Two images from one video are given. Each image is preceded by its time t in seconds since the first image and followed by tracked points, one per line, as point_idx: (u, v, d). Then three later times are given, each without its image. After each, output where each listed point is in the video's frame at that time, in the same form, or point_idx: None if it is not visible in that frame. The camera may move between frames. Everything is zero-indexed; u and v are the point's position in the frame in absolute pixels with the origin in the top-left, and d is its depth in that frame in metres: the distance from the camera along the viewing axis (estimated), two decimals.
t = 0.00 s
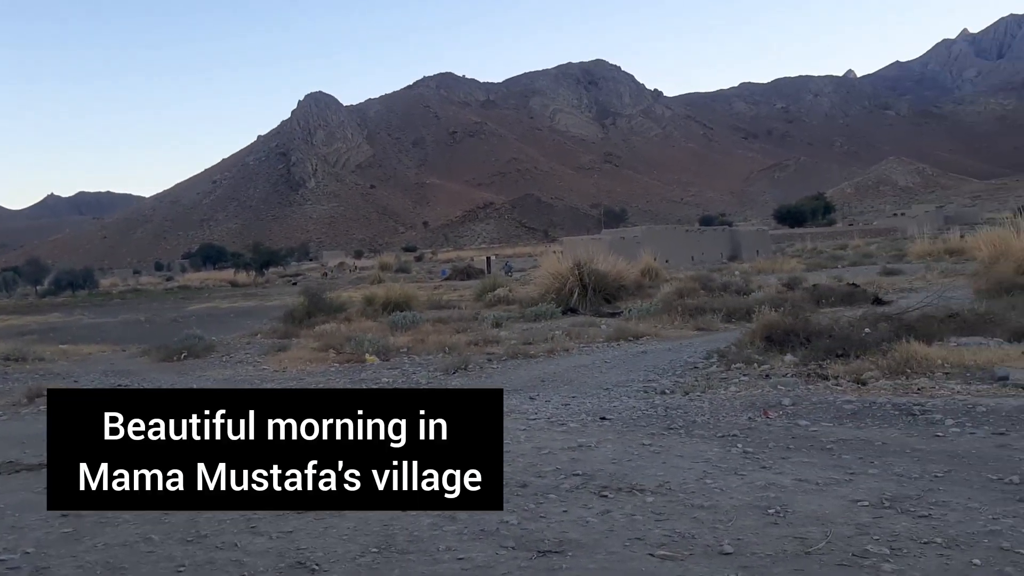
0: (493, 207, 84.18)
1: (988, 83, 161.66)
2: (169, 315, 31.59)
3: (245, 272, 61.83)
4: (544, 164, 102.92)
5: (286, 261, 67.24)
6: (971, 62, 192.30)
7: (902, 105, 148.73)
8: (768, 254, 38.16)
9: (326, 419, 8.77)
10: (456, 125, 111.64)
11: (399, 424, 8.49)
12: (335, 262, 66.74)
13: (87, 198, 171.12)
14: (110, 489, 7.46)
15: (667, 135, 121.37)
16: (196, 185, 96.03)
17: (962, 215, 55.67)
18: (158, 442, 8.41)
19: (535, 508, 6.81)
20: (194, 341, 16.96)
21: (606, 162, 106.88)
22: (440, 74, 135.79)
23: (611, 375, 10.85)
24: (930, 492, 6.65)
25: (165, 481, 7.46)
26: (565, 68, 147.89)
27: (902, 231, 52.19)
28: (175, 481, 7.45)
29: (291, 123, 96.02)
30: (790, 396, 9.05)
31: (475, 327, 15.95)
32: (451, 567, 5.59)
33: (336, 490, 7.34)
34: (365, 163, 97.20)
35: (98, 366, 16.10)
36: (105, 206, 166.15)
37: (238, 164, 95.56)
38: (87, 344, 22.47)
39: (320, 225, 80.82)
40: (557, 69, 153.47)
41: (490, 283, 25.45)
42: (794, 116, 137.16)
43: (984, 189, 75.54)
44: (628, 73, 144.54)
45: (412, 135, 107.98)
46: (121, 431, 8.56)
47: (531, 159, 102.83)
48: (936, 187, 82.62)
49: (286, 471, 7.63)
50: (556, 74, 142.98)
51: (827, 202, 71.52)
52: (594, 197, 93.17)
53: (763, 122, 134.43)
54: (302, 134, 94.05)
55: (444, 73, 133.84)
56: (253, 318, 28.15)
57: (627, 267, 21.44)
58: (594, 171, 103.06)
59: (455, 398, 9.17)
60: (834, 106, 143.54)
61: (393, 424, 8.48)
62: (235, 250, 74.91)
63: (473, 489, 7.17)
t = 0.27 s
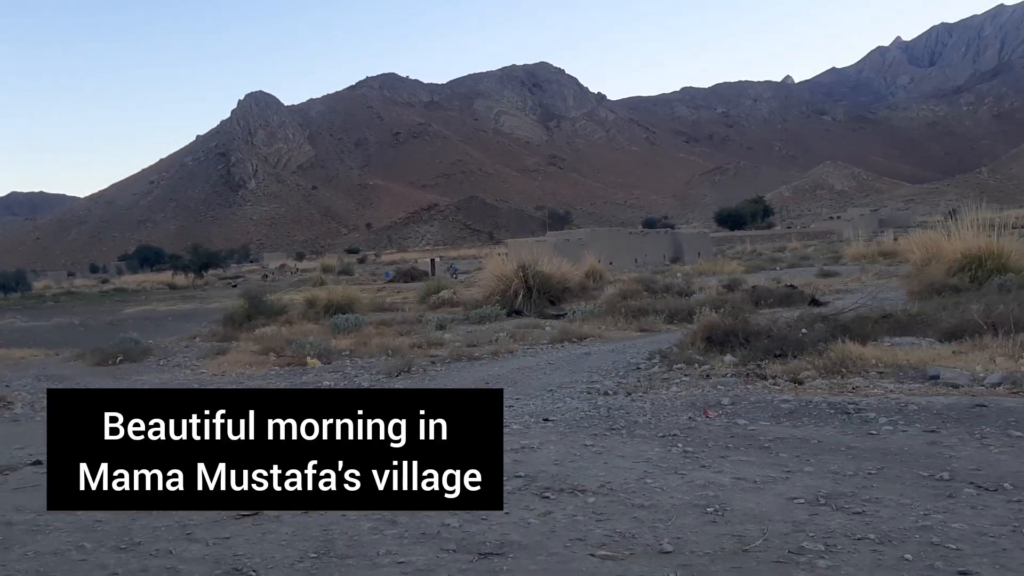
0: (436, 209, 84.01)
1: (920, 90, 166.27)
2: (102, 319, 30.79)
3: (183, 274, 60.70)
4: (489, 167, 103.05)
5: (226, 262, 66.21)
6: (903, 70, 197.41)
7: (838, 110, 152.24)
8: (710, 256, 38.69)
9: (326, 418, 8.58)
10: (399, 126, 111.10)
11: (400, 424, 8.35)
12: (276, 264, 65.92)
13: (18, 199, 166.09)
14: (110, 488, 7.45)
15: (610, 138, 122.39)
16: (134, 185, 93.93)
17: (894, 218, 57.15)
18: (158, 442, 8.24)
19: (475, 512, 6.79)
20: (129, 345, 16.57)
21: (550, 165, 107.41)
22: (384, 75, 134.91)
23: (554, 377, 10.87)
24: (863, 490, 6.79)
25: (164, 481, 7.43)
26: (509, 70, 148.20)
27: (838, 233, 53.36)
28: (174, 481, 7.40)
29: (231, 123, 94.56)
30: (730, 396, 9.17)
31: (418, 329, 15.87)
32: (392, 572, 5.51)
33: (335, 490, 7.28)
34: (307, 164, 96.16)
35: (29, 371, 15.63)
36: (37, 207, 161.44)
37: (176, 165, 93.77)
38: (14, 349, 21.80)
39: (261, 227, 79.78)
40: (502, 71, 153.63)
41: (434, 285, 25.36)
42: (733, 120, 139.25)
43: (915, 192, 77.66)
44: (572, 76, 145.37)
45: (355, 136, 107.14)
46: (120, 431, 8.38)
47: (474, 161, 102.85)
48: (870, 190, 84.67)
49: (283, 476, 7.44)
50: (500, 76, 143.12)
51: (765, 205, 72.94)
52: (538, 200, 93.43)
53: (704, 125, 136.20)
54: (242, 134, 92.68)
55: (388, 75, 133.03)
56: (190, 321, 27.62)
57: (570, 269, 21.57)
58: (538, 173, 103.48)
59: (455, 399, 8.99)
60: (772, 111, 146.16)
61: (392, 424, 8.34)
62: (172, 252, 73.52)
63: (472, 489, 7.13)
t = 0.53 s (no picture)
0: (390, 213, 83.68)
1: (866, 97, 169.54)
2: (43, 324, 30.04)
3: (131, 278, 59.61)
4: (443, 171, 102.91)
5: (173, 266, 65.17)
6: (850, 77, 201.04)
7: (787, 117, 154.69)
8: (662, 260, 39.00)
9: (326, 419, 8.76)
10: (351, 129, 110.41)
11: (399, 425, 8.49)
12: (226, 268, 65.04)
13: None
14: (109, 489, 7.49)
15: (564, 142, 122.83)
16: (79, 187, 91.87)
17: (840, 223, 58.15)
18: (158, 442, 8.39)
19: (426, 517, 6.74)
20: (74, 350, 16.20)
21: (504, 169, 107.55)
22: (337, 77, 133.90)
23: (506, 381, 10.87)
24: (808, 490, 6.88)
25: (165, 480, 7.51)
26: (463, 74, 147.98)
27: (786, 238, 54.11)
28: (175, 481, 7.49)
29: (180, 125, 93.13)
30: (679, 398, 9.25)
31: (370, 333, 15.76)
32: None
33: (336, 490, 7.37)
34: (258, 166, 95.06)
35: None
36: None
37: (123, 166, 92.00)
38: None
39: (210, 230, 78.68)
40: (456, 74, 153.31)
41: (387, 289, 25.20)
42: (685, 124, 140.38)
43: (861, 197, 79.19)
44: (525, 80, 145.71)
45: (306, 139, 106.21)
46: (120, 432, 8.44)
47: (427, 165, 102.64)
48: (817, 195, 86.09)
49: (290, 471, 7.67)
50: (453, 79, 142.75)
51: (717, 210, 73.90)
52: (492, 204, 93.36)
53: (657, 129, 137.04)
54: (191, 136, 91.34)
55: (340, 77, 132.03)
56: (135, 325, 27.11)
57: (524, 273, 21.60)
58: (492, 178, 103.59)
59: (458, 400, 9.08)
60: (723, 117, 147.80)
61: (392, 425, 8.48)
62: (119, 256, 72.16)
63: (472, 489, 7.20)
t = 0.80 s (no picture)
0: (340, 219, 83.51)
1: (814, 107, 172.54)
2: None
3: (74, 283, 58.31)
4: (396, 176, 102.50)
5: (119, 272, 63.93)
6: (798, 87, 204.50)
7: (737, 125, 156.75)
8: (614, 267, 39.21)
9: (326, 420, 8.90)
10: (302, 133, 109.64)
11: (399, 425, 8.62)
12: (174, 274, 63.98)
13: None
14: (110, 488, 7.67)
15: (517, 149, 122.93)
16: (21, 190, 89.62)
17: (788, 232, 59.08)
18: (158, 441, 8.63)
19: (375, 525, 6.66)
20: (15, 357, 15.81)
21: (457, 175, 107.43)
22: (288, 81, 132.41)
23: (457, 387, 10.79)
24: (757, 495, 6.95)
25: (165, 480, 7.67)
26: (416, 79, 147.49)
27: (736, 245, 54.73)
28: (175, 481, 7.65)
29: (126, 128, 91.52)
30: (630, 405, 9.29)
31: (321, 340, 15.60)
32: None
33: (336, 489, 7.50)
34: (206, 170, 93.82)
35: None
36: None
37: (66, 170, 90.08)
38: None
39: (156, 236, 77.37)
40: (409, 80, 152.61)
41: (338, 295, 24.96)
42: (638, 132, 141.40)
43: (810, 206, 80.57)
44: (478, 87, 145.67)
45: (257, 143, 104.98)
46: (121, 431, 8.73)
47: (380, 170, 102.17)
48: (766, 203, 87.38)
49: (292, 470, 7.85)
50: (406, 84, 141.98)
51: (668, 217, 74.66)
52: (446, 211, 93.04)
53: (611, 137, 137.84)
54: (137, 139, 89.76)
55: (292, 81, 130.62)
56: (78, 332, 26.45)
57: (477, 279, 21.59)
58: (445, 184, 103.44)
59: (452, 399, 9.34)
60: (675, 126, 149.26)
61: (392, 425, 8.61)
62: (62, 261, 70.58)
63: (473, 489, 7.28)
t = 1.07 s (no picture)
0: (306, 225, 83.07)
1: (778, 117, 174.53)
2: None
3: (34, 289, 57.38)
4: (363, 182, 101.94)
5: (80, 278, 62.97)
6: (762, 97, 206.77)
7: (703, 134, 157.86)
8: (581, 273, 39.30)
9: (326, 419, 8.78)
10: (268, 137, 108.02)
11: (399, 425, 8.50)
12: (136, 280, 63.17)
13: None
14: (109, 488, 7.73)
15: (485, 155, 122.61)
16: None
17: (753, 240, 59.59)
18: (158, 442, 8.49)
19: (338, 533, 6.60)
20: None
21: (425, 182, 107.02)
22: (254, 86, 131.14)
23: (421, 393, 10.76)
24: (720, 502, 6.99)
25: (164, 481, 7.70)
26: (384, 85, 146.73)
27: (701, 253, 55.13)
28: (175, 481, 7.68)
29: (88, 130, 90.38)
30: (595, 411, 9.31)
31: (286, 347, 15.47)
32: None
33: (336, 490, 7.55)
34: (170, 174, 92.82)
35: None
36: None
37: (27, 175, 88.91)
38: None
39: (118, 241, 76.43)
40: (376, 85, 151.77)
41: (303, 302, 24.77)
42: (605, 138, 141.58)
43: (775, 214, 81.46)
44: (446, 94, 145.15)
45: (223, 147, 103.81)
46: (120, 431, 8.57)
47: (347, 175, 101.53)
48: (732, 211, 88.20)
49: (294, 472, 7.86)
50: (373, 90, 141.00)
51: (636, 224, 75.02)
52: (414, 217, 92.75)
53: (579, 143, 138.23)
54: (99, 143, 88.65)
55: (257, 86, 129.39)
56: (36, 339, 26.01)
57: (444, 286, 21.54)
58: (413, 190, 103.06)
59: (459, 399, 9.20)
60: (643, 134, 149.97)
61: (392, 425, 8.49)
62: (22, 266, 69.45)
63: (473, 489, 7.35)
